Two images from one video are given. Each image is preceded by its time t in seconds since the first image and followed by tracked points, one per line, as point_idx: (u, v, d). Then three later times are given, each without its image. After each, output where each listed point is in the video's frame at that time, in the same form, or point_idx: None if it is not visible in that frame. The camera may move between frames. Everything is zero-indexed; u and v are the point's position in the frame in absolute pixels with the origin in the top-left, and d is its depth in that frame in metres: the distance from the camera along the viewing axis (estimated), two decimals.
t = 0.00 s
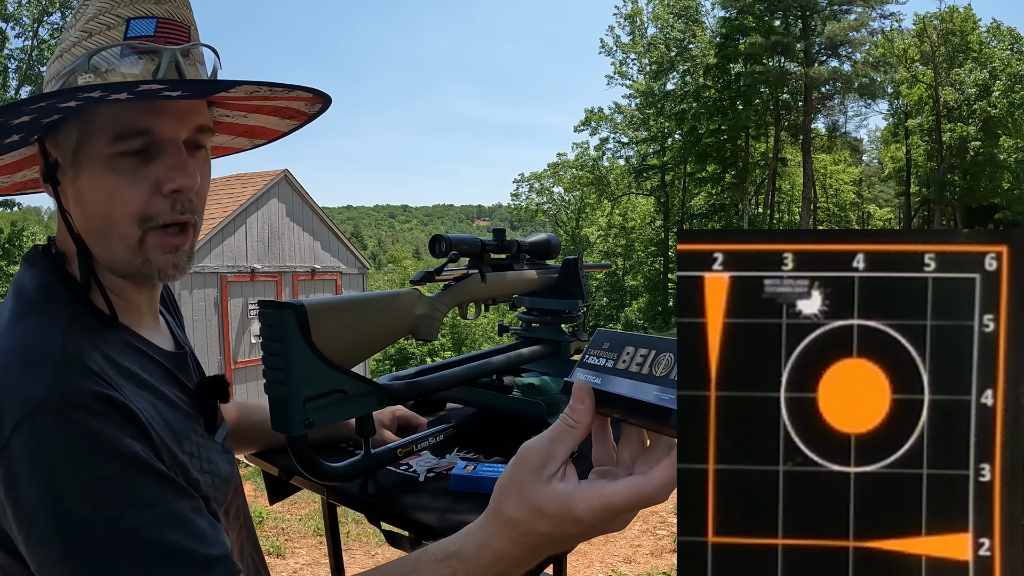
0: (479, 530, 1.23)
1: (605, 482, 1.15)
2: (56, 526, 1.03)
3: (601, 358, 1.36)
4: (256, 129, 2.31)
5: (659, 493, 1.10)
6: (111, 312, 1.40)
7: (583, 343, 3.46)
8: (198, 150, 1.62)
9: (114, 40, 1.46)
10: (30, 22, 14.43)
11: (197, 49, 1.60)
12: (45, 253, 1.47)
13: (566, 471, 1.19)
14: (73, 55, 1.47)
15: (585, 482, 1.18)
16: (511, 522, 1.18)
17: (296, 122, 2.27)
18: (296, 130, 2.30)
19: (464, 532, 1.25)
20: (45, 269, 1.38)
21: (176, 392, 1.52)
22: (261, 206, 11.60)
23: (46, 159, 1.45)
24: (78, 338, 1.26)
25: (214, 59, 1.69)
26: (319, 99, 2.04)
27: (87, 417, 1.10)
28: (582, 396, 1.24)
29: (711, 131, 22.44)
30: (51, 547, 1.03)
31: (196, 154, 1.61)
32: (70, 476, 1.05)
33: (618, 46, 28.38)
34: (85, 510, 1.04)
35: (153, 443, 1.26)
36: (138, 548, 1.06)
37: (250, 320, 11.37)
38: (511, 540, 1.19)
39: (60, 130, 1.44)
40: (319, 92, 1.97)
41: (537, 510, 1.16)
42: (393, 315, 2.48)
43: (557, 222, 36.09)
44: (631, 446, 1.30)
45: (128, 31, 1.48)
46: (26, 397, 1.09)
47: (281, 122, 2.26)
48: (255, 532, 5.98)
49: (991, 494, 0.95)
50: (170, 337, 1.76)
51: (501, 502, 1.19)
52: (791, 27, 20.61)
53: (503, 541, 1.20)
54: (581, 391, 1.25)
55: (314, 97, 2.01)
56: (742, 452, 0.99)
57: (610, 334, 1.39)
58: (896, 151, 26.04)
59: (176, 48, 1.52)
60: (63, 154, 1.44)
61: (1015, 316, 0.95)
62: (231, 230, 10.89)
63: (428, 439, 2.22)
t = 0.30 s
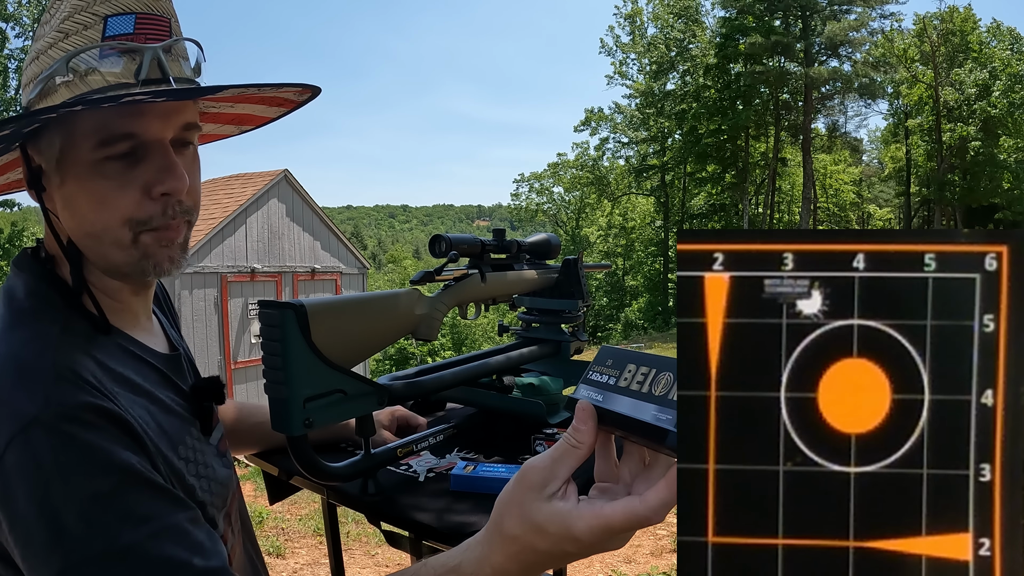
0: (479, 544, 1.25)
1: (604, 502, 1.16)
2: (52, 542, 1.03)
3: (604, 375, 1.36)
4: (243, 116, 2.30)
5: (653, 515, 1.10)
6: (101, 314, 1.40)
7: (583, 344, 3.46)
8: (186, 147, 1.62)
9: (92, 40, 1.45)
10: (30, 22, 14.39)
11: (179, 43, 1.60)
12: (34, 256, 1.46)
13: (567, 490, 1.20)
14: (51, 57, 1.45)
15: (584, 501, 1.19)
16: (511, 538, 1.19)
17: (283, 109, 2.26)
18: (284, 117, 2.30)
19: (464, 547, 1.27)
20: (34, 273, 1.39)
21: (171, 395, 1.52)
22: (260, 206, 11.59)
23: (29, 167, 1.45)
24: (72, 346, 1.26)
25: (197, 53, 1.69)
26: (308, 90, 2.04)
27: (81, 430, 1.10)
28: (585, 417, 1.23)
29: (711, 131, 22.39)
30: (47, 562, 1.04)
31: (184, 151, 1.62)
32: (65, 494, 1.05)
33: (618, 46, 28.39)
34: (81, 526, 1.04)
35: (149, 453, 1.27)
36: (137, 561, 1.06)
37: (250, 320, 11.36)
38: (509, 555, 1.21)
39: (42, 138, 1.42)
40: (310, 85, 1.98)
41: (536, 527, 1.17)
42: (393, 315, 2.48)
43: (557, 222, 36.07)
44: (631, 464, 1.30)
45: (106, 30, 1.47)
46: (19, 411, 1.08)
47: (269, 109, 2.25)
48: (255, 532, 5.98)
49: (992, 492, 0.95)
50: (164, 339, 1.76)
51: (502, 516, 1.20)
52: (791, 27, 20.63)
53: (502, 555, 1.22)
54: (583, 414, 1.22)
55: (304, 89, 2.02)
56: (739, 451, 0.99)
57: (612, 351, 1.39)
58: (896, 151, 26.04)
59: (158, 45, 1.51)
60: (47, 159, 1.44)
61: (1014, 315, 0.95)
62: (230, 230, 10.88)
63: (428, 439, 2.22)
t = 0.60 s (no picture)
0: (484, 554, 1.25)
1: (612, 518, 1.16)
2: (51, 548, 1.03)
3: (610, 390, 1.36)
4: (237, 114, 2.29)
5: (661, 531, 1.10)
6: (95, 314, 1.40)
7: (583, 344, 3.45)
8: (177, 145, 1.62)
9: (80, 40, 1.45)
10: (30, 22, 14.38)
11: (170, 41, 1.60)
12: (29, 259, 1.46)
13: (574, 505, 1.20)
14: (39, 57, 1.46)
15: (591, 515, 1.19)
16: (517, 550, 1.19)
17: (277, 104, 2.24)
18: (279, 114, 2.30)
19: (470, 557, 1.27)
20: (26, 275, 1.39)
21: (168, 396, 1.52)
22: (260, 206, 11.59)
23: (20, 167, 1.45)
24: (67, 349, 1.26)
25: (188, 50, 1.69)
26: (301, 84, 2.03)
27: (78, 435, 1.10)
28: (595, 434, 1.22)
29: (711, 131, 22.38)
30: (46, 567, 1.03)
31: (175, 149, 1.62)
32: (64, 500, 1.05)
33: (618, 46, 28.41)
34: (79, 531, 1.04)
35: (146, 455, 1.27)
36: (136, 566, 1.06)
37: (250, 320, 11.37)
38: (515, 566, 1.21)
39: (32, 137, 1.43)
40: (302, 83, 1.99)
41: (543, 540, 1.17)
42: (394, 315, 2.48)
43: (557, 222, 36.06)
44: (635, 479, 1.32)
45: (94, 29, 1.47)
46: (16, 417, 1.08)
47: (263, 105, 2.23)
48: (255, 532, 5.98)
49: (991, 493, 0.95)
50: (160, 339, 1.77)
51: (509, 527, 1.20)
52: (792, 27, 20.64)
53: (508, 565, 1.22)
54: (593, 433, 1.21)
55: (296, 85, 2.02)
56: (741, 451, 0.99)
57: (617, 366, 1.39)
58: (896, 151, 26.08)
59: (146, 43, 1.51)
60: (38, 160, 1.44)
61: (1015, 314, 0.95)
62: (231, 230, 10.89)
63: (428, 439, 2.22)
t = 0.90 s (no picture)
0: (488, 561, 1.25)
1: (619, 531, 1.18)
2: (51, 546, 1.03)
3: (611, 399, 1.38)
4: (249, 126, 2.30)
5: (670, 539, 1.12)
6: (92, 310, 1.40)
7: (584, 344, 3.45)
8: (169, 144, 1.60)
9: (77, 34, 1.47)
10: (31, 22, 14.40)
11: (170, 41, 1.60)
12: (27, 256, 1.47)
13: (579, 516, 1.22)
14: (42, 51, 1.49)
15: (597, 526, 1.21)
16: (524, 560, 1.21)
17: (286, 116, 2.22)
18: (289, 125, 2.28)
19: (472, 562, 1.27)
20: (24, 273, 1.39)
21: (167, 395, 1.52)
22: (260, 206, 11.59)
23: (21, 161, 1.51)
24: (66, 346, 1.26)
25: (189, 52, 1.69)
26: (296, 91, 1.98)
27: (77, 434, 1.10)
28: (605, 447, 1.23)
29: (711, 131, 22.39)
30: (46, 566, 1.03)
31: (168, 149, 1.60)
32: (63, 497, 1.05)
33: (618, 46, 28.43)
34: (78, 529, 1.04)
35: (146, 453, 1.27)
36: (136, 564, 1.06)
37: (250, 320, 11.37)
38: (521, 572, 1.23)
39: (28, 128, 1.48)
40: (291, 84, 1.90)
41: (549, 550, 1.18)
42: (395, 314, 2.48)
43: (557, 222, 36.03)
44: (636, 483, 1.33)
45: (92, 24, 1.48)
46: (15, 415, 1.09)
47: (270, 115, 2.21)
48: (255, 532, 5.98)
49: (992, 495, 0.95)
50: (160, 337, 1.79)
51: (514, 535, 1.21)
52: (791, 28, 20.65)
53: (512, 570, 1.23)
54: (604, 445, 1.22)
55: (288, 89, 1.96)
56: (739, 451, 0.99)
57: (618, 374, 1.42)
58: (896, 151, 26.10)
59: (140, 39, 1.51)
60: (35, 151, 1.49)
61: (1015, 316, 0.95)
62: (231, 230, 10.89)
63: (428, 440, 2.22)
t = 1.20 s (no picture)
0: (486, 536, 1.20)
1: (628, 489, 1.20)
2: (56, 537, 1.03)
3: (581, 351, 1.31)
4: (256, 134, 2.30)
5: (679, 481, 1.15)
6: (91, 309, 1.40)
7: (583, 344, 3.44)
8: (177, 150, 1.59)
9: (89, 34, 1.46)
10: (31, 22, 14.39)
11: (182, 47, 1.58)
12: (30, 254, 1.47)
13: (578, 482, 1.19)
14: (54, 50, 1.48)
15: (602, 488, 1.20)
16: (522, 533, 1.18)
17: (293, 125, 2.22)
18: (297, 135, 2.27)
19: (470, 538, 1.21)
20: (27, 271, 1.39)
21: (167, 395, 1.52)
22: (260, 206, 11.59)
23: (28, 157, 1.51)
24: (68, 344, 1.27)
25: (202, 59, 1.68)
26: (304, 102, 1.97)
27: (79, 427, 1.10)
28: (596, 410, 1.17)
29: (711, 131, 22.41)
30: (53, 558, 1.03)
31: (174, 154, 1.59)
32: (67, 488, 1.05)
33: (618, 46, 28.43)
34: (83, 521, 1.04)
35: (149, 448, 1.27)
36: (141, 554, 1.05)
37: (250, 320, 11.36)
38: (523, 547, 1.20)
39: (36, 127, 1.48)
40: (301, 96, 1.89)
41: (552, 520, 1.16)
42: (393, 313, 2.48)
43: (557, 222, 36.02)
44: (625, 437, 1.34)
45: (104, 26, 1.48)
46: (17, 410, 1.09)
47: (278, 125, 2.21)
48: (255, 532, 5.98)
49: (992, 494, 0.95)
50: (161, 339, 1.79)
51: (511, 512, 1.17)
52: (792, 28, 20.67)
53: (513, 546, 1.20)
54: (596, 408, 1.17)
55: (296, 100, 1.94)
56: (741, 452, 0.99)
57: (583, 322, 1.33)
58: (896, 151, 26.11)
59: (153, 44, 1.50)
60: (43, 150, 1.49)
61: (1015, 315, 0.95)
62: (231, 230, 10.89)
63: (428, 439, 2.22)
